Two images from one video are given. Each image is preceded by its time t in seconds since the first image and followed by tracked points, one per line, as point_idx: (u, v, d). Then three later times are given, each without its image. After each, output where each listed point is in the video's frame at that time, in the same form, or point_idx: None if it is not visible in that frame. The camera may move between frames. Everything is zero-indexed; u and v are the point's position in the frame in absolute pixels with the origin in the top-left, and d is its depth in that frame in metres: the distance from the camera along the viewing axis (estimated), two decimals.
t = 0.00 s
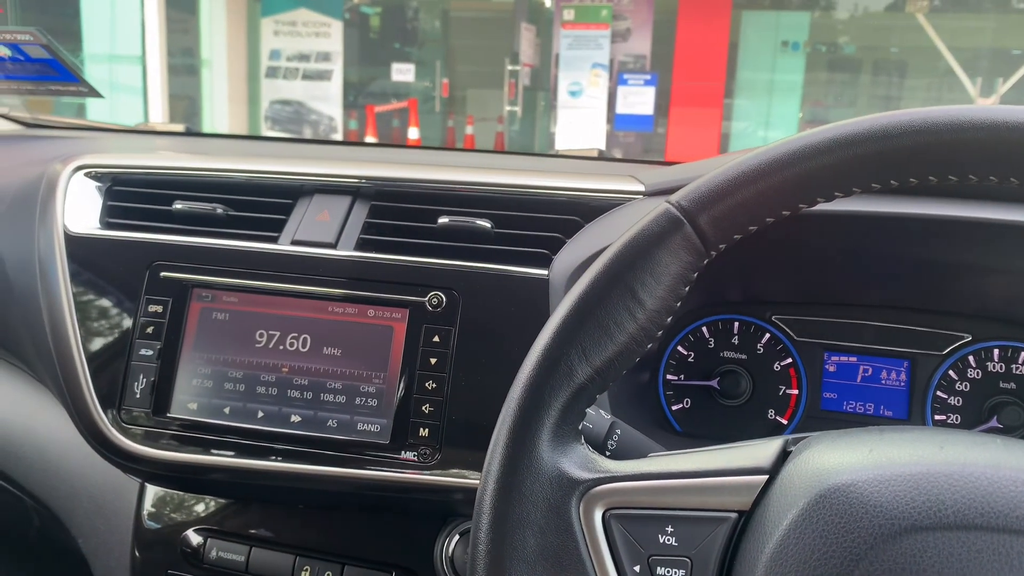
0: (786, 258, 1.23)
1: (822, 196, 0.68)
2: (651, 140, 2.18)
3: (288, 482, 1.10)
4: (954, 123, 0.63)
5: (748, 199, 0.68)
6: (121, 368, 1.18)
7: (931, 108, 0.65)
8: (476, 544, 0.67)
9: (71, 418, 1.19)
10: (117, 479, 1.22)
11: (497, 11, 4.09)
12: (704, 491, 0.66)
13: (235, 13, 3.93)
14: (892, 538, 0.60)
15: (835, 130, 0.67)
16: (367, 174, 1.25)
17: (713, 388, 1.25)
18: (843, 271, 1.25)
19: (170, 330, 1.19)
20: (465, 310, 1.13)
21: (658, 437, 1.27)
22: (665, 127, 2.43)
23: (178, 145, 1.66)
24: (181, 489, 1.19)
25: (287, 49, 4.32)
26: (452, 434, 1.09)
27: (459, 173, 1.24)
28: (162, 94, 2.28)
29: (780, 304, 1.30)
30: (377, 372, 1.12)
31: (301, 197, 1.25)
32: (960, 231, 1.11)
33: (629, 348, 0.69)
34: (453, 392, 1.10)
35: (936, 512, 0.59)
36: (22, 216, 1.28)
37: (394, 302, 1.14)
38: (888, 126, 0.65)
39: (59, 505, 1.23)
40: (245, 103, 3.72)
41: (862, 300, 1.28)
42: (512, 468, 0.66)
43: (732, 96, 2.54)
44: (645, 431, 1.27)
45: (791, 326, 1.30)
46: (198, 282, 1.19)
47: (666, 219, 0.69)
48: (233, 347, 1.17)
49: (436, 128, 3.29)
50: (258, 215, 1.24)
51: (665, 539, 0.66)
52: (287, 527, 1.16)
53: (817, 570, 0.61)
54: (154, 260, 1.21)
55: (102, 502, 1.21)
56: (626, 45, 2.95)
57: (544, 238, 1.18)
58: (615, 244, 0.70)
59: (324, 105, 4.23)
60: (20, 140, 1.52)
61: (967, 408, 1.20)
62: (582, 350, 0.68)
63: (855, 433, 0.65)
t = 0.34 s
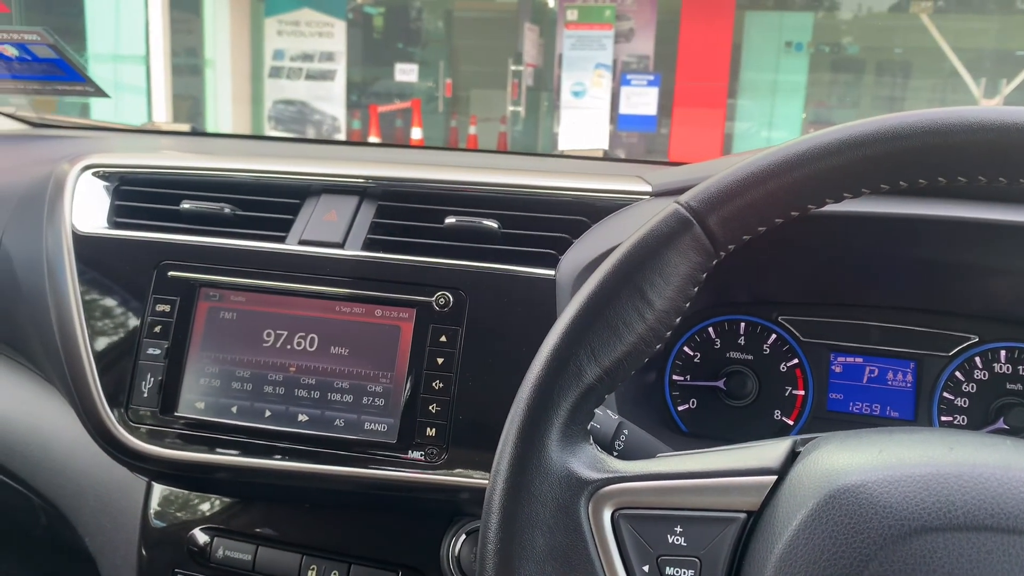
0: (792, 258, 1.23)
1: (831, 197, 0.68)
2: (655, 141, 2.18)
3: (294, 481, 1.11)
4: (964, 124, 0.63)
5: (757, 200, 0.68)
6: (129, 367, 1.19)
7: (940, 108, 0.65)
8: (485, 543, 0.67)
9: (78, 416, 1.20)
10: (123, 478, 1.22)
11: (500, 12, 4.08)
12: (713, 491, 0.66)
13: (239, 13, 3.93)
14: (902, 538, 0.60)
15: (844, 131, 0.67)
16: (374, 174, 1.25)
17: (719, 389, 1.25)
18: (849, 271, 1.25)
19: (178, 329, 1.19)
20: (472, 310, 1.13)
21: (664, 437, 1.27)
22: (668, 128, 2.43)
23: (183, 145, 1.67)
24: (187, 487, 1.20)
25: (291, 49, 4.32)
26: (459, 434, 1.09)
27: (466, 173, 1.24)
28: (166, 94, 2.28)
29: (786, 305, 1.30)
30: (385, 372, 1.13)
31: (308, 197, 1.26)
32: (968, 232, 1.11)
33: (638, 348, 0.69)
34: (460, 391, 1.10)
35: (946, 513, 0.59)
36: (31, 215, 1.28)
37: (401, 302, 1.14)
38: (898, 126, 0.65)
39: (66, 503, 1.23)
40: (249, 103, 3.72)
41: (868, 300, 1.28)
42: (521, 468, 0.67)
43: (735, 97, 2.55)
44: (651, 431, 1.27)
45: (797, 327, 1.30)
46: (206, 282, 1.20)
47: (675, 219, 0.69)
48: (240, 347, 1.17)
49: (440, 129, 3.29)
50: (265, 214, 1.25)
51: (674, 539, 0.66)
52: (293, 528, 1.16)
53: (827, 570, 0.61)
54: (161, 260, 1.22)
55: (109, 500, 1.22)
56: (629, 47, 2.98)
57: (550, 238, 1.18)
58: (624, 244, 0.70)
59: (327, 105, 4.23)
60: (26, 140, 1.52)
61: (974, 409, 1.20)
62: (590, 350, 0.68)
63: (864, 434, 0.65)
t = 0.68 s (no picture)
0: (797, 257, 1.23)
1: (838, 196, 0.68)
2: (658, 141, 2.18)
3: (298, 479, 1.11)
4: (971, 123, 0.63)
5: (764, 199, 0.68)
6: (133, 364, 1.19)
7: (947, 108, 0.65)
8: (490, 542, 0.67)
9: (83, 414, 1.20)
10: (127, 476, 1.22)
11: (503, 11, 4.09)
12: (719, 490, 0.66)
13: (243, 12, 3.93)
14: (909, 538, 0.60)
15: (851, 130, 0.66)
16: (378, 172, 1.25)
17: (723, 388, 1.25)
18: (854, 271, 1.25)
19: (182, 327, 1.19)
20: (476, 309, 1.13)
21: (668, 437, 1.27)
22: (671, 128, 2.42)
23: (188, 144, 1.67)
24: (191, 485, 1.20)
25: (295, 49, 4.33)
26: (463, 433, 1.09)
27: (470, 172, 1.24)
28: (170, 92, 2.28)
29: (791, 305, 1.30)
30: (389, 370, 1.13)
31: (313, 196, 1.26)
32: (974, 232, 1.11)
33: (643, 347, 0.69)
34: (464, 390, 1.10)
35: (953, 513, 0.59)
36: (35, 213, 1.28)
37: (406, 300, 1.14)
38: (905, 126, 0.65)
39: (70, 501, 1.23)
40: (252, 102, 3.73)
41: (873, 301, 1.28)
42: (527, 467, 0.66)
43: (738, 97, 2.55)
44: (654, 431, 1.27)
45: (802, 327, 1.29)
46: (210, 280, 1.20)
47: (682, 218, 0.68)
48: (244, 345, 1.17)
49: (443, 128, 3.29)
50: (270, 213, 1.25)
51: (680, 538, 0.66)
52: (297, 526, 1.16)
53: (833, 570, 0.60)
54: (166, 258, 1.22)
55: (113, 498, 1.22)
56: (633, 47, 2.91)
57: (555, 237, 1.18)
58: (630, 243, 0.70)
59: (331, 105, 4.24)
60: (31, 138, 1.52)
61: (979, 409, 1.19)
62: (596, 349, 0.68)
63: (871, 434, 0.65)
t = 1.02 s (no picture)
0: (796, 257, 1.23)
1: (837, 195, 0.67)
2: (658, 140, 2.18)
3: (298, 478, 1.11)
4: (971, 123, 0.63)
5: (762, 199, 0.68)
6: (133, 363, 1.19)
7: (947, 107, 0.65)
8: (488, 542, 0.67)
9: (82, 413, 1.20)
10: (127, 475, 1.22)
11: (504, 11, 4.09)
12: (718, 490, 0.66)
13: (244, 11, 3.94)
14: (907, 538, 0.60)
15: (850, 129, 0.66)
16: (378, 172, 1.26)
17: (723, 388, 1.25)
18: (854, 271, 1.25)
19: (182, 326, 1.19)
20: (475, 308, 1.13)
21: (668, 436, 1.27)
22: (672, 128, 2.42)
23: (188, 143, 1.68)
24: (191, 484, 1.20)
25: (296, 48, 4.33)
26: (462, 432, 1.09)
27: (470, 171, 1.24)
28: (170, 91, 2.29)
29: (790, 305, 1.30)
30: (389, 369, 1.13)
31: (313, 195, 1.26)
32: (974, 232, 1.11)
33: (642, 347, 0.69)
34: (463, 389, 1.10)
35: (951, 513, 0.59)
36: (36, 212, 1.29)
37: (405, 299, 1.14)
38: (905, 125, 0.64)
39: (69, 500, 1.23)
40: (253, 101, 3.73)
41: (872, 300, 1.28)
42: (525, 466, 0.66)
43: (739, 97, 2.55)
44: (654, 431, 1.27)
45: (801, 326, 1.29)
46: (210, 279, 1.20)
47: (680, 217, 0.68)
48: (243, 344, 1.17)
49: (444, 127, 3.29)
50: (270, 212, 1.25)
51: (679, 538, 0.66)
52: (296, 525, 1.16)
53: (831, 570, 0.60)
54: (166, 257, 1.22)
55: (112, 497, 1.22)
56: (635, 46, 2.92)
57: (554, 237, 1.18)
58: (628, 243, 0.70)
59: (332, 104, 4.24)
60: (31, 137, 1.52)
61: (979, 409, 1.19)
62: (595, 348, 0.68)
63: (870, 433, 0.65)
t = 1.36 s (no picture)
0: (795, 255, 1.23)
1: (835, 192, 0.68)
2: (659, 138, 2.18)
3: (299, 476, 1.11)
4: (968, 120, 0.63)
5: (761, 196, 0.68)
6: (133, 362, 1.19)
7: (944, 105, 0.65)
8: (488, 539, 0.67)
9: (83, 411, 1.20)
10: (127, 474, 1.23)
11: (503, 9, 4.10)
12: (716, 486, 0.66)
13: (244, 11, 3.94)
14: (904, 534, 0.60)
15: (848, 127, 0.66)
16: (377, 170, 1.26)
17: (722, 386, 1.25)
18: (852, 269, 1.25)
19: (182, 325, 1.19)
20: (475, 306, 1.13)
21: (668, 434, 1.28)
22: (671, 126, 2.42)
23: (188, 142, 1.68)
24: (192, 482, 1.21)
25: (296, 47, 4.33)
26: (462, 430, 1.10)
27: (469, 169, 1.24)
28: (170, 91, 2.29)
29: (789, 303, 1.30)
30: (388, 368, 1.13)
31: (312, 194, 1.26)
32: (970, 230, 1.11)
33: (640, 344, 0.69)
34: (463, 387, 1.11)
35: (947, 509, 0.60)
36: (36, 210, 1.29)
37: (404, 297, 1.15)
38: (903, 122, 0.65)
39: (70, 499, 1.24)
40: (253, 101, 3.74)
41: (871, 298, 1.28)
42: (524, 464, 0.67)
43: (739, 95, 2.55)
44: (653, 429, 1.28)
45: (800, 324, 1.30)
46: (209, 278, 1.20)
47: (679, 215, 0.69)
48: (243, 342, 1.18)
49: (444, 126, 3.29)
50: (270, 211, 1.25)
51: (677, 534, 0.66)
52: (296, 523, 1.16)
53: (829, 565, 0.61)
54: (166, 256, 1.22)
55: (112, 496, 1.22)
56: (634, 45, 3.03)
57: (553, 235, 1.18)
58: (627, 240, 0.70)
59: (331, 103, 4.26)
60: (32, 137, 1.53)
61: (976, 406, 1.20)
62: (594, 346, 0.68)
63: (867, 430, 0.65)
